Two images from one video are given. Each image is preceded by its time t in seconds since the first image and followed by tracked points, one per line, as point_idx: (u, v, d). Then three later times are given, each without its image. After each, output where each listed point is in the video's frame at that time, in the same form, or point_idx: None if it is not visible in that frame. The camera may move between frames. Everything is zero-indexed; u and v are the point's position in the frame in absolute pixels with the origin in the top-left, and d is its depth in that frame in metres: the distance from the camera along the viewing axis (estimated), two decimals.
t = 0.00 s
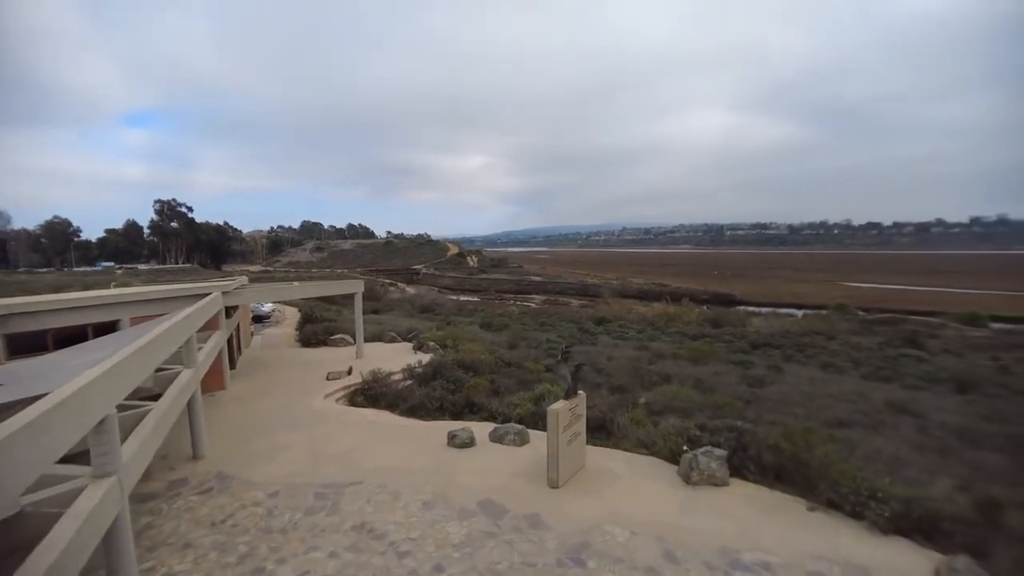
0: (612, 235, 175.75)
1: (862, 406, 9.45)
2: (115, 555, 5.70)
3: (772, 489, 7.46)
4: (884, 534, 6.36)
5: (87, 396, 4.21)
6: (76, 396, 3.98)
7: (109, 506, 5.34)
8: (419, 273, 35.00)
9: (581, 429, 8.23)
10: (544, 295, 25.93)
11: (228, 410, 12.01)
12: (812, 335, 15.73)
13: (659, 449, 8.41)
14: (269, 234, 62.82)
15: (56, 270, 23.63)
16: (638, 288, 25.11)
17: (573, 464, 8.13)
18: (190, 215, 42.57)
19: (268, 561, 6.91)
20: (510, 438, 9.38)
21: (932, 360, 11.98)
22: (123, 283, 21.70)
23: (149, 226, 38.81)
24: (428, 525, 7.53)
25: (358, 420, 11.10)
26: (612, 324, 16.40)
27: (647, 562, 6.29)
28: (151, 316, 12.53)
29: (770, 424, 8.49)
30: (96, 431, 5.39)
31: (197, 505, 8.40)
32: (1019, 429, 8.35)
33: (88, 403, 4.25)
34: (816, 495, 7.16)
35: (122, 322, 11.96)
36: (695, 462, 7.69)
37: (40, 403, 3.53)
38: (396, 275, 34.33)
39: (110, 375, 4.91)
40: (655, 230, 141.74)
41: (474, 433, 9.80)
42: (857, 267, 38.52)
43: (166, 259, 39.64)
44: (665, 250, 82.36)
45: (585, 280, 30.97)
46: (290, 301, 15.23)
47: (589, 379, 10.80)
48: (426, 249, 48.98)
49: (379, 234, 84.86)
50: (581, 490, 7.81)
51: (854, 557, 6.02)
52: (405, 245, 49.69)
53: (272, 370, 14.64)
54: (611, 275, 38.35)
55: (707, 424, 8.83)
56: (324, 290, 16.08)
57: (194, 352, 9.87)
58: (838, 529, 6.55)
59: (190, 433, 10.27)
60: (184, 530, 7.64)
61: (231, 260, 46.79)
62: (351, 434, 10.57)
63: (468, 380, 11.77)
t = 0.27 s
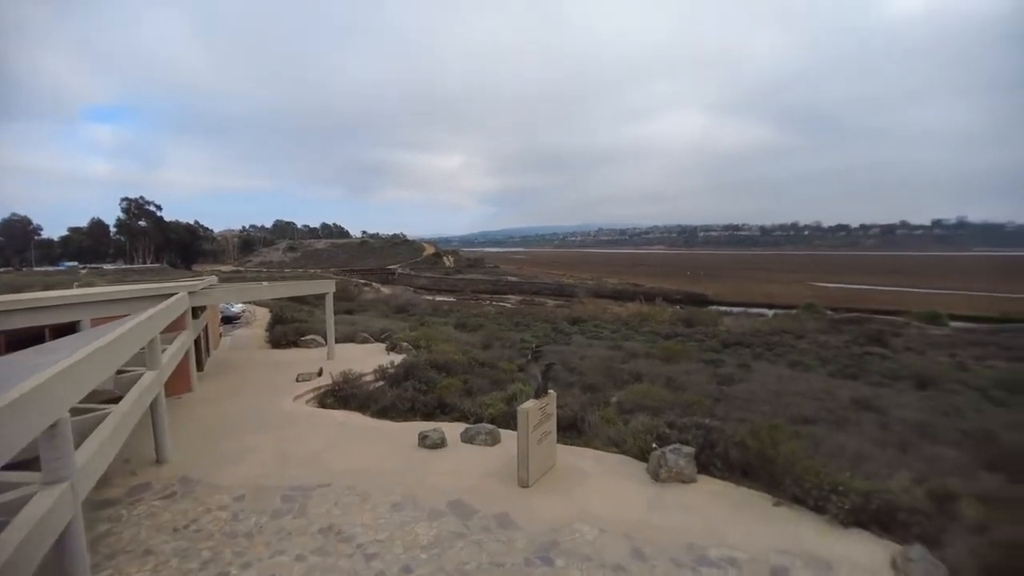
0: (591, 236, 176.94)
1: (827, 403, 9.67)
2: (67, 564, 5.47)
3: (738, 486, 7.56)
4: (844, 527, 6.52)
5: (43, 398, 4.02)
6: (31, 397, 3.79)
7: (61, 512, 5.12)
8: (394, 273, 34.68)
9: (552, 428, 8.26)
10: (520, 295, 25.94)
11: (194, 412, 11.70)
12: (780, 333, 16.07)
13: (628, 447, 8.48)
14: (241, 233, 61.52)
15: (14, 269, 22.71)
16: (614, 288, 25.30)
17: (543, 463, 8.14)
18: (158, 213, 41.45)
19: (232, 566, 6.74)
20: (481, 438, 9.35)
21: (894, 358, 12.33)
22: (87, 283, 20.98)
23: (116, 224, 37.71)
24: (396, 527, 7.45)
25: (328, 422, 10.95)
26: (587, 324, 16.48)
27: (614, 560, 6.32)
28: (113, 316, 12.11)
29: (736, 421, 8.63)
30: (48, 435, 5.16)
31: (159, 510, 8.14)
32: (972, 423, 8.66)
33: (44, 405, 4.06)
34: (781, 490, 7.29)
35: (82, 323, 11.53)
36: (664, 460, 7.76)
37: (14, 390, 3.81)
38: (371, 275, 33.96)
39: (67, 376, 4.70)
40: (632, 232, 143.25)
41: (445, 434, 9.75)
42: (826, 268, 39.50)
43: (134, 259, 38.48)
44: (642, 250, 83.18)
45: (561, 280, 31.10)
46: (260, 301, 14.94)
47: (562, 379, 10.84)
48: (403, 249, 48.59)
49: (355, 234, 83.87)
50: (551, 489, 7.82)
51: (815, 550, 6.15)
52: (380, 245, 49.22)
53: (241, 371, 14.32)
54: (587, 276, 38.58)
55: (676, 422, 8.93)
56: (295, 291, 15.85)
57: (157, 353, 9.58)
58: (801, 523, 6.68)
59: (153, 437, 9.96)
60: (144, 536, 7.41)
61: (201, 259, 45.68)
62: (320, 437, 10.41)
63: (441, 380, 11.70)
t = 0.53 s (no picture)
0: (563, 236, 178.15)
1: (784, 398, 9.94)
2: None
3: (698, 482, 7.68)
4: (797, 519, 6.70)
5: None
6: None
7: None
8: (363, 273, 34.19)
9: (514, 428, 8.26)
10: (490, 294, 25.92)
11: (148, 417, 11.26)
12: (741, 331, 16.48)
13: (591, 445, 8.54)
14: (203, 232, 59.69)
15: None
16: (583, 287, 25.50)
17: (506, 463, 8.13)
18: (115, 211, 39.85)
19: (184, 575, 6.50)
20: (445, 439, 9.30)
21: (848, 354, 12.75)
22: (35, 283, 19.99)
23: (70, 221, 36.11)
24: (357, 530, 7.33)
25: (288, 425, 10.72)
26: (555, 324, 16.57)
27: (575, 558, 6.36)
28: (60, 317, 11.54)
29: (696, 417, 8.78)
30: None
31: (108, 519, 7.78)
32: (919, 416, 9.01)
33: None
34: (739, 486, 7.39)
35: (26, 325, 10.95)
36: (625, 457, 7.85)
37: None
38: (338, 275, 33.40)
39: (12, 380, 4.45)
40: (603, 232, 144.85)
41: (409, 435, 9.65)
42: (788, 267, 40.68)
43: (89, 258, 36.83)
44: (613, 250, 84.03)
45: (531, 280, 31.21)
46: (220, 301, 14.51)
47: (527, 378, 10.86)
48: (372, 248, 47.97)
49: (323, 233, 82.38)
50: (513, 489, 7.82)
51: (769, 543, 6.31)
52: (348, 244, 48.49)
53: (200, 374, 13.88)
54: (557, 275, 38.80)
55: (638, 419, 9.03)
56: (256, 291, 15.49)
57: (106, 355, 9.18)
58: (756, 516, 6.84)
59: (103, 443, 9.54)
60: (90, 547, 7.07)
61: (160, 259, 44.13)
62: (280, 440, 10.17)
63: (405, 381, 11.58)
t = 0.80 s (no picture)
0: (542, 233, 178.63)
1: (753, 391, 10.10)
2: None
3: (667, 475, 7.73)
4: (762, 510, 6.81)
5: None
6: None
7: None
8: (338, 270, 33.73)
9: (486, 424, 8.22)
10: (467, 291, 25.81)
11: (111, 417, 10.91)
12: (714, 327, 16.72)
13: (563, 440, 8.55)
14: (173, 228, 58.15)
15: None
16: (559, 284, 25.54)
17: (477, 460, 8.09)
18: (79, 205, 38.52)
19: None
20: (416, 437, 9.22)
21: (816, 349, 13.03)
22: None
23: (31, 215, 34.76)
24: (324, 529, 7.20)
25: (257, 424, 10.49)
26: (531, 320, 16.57)
27: (544, 553, 6.36)
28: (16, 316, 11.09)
29: (666, 412, 8.85)
30: None
31: (64, 524, 7.50)
32: (881, 408, 9.25)
33: None
34: (707, 479, 7.44)
35: None
36: (595, 452, 7.88)
37: None
38: (312, 272, 32.88)
39: None
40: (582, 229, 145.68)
41: (379, 433, 9.55)
42: (761, 264, 41.44)
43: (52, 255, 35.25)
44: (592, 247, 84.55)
45: (508, 276, 31.16)
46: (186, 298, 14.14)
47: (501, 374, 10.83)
48: (347, 244, 47.37)
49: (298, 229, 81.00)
50: (484, 485, 7.79)
51: (735, 535, 6.40)
52: (323, 241, 47.81)
53: (166, 373, 13.50)
54: (534, 272, 38.86)
55: (610, 414, 9.07)
56: (224, 288, 15.15)
57: (63, 354, 8.84)
58: (723, 509, 6.92)
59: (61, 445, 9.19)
60: (44, 553, 6.80)
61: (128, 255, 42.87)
62: (247, 439, 9.95)
63: (378, 378, 11.45)
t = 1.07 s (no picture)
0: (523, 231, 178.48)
1: (725, 387, 10.20)
2: None
3: (639, 471, 7.77)
4: (732, 505, 6.88)
5: None
6: None
7: None
8: (314, 266, 33.24)
9: (458, 422, 8.17)
10: (445, 288, 25.65)
11: (73, 419, 10.55)
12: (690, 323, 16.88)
13: (536, 438, 8.54)
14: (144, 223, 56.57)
15: None
16: (538, 281, 25.56)
17: (449, 458, 8.05)
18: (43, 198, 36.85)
19: None
20: (389, 435, 9.14)
21: (788, 345, 13.25)
22: None
23: None
24: (293, 530, 7.07)
25: (227, 424, 10.27)
26: (509, 317, 16.52)
27: (514, 551, 6.33)
28: None
29: (639, 408, 8.90)
30: None
31: (20, 529, 7.20)
32: (848, 403, 9.45)
33: None
34: (678, 475, 7.48)
35: None
36: (568, 448, 7.88)
37: None
38: (287, 268, 32.33)
39: None
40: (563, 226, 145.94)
41: (351, 432, 9.44)
42: (736, 261, 42.10)
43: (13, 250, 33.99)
44: (572, 244, 84.97)
45: (487, 273, 31.04)
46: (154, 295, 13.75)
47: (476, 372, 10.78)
48: (324, 240, 46.68)
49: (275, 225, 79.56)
50: (457, 483, 7.74)
51: (704, 530, 6.46)
52: (300, 237, 47.08)
53: (133, 372, 13.13)
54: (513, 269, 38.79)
55: (583, 411, 9.08)
56: (193, 285, 14.79)
57: (20, 354, 8.49)
58: (693, 504, 6.99)
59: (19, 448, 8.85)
60: None
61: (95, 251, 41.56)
62: (216, 439, 9.73)
63: (351, 376, 11.30)
